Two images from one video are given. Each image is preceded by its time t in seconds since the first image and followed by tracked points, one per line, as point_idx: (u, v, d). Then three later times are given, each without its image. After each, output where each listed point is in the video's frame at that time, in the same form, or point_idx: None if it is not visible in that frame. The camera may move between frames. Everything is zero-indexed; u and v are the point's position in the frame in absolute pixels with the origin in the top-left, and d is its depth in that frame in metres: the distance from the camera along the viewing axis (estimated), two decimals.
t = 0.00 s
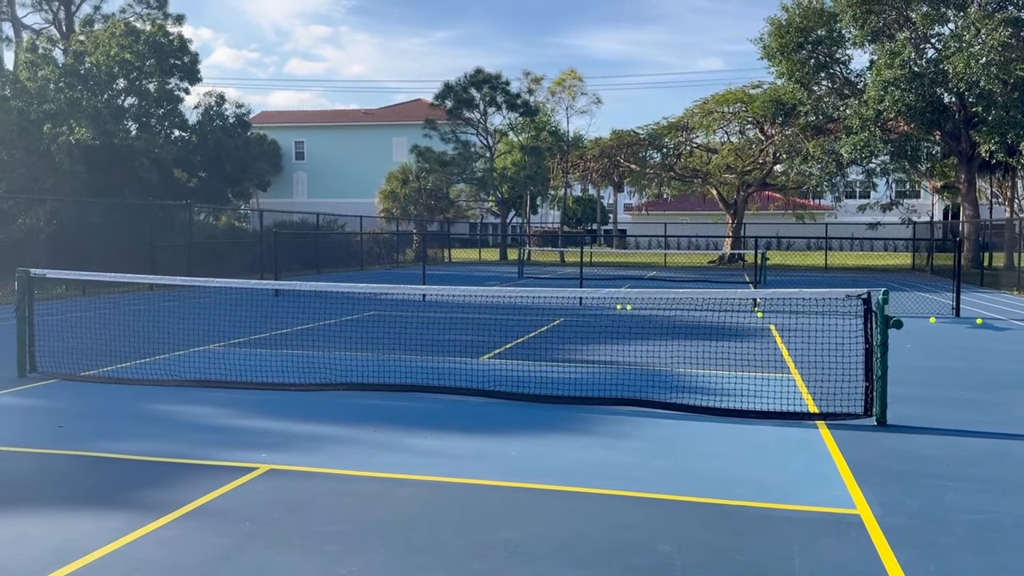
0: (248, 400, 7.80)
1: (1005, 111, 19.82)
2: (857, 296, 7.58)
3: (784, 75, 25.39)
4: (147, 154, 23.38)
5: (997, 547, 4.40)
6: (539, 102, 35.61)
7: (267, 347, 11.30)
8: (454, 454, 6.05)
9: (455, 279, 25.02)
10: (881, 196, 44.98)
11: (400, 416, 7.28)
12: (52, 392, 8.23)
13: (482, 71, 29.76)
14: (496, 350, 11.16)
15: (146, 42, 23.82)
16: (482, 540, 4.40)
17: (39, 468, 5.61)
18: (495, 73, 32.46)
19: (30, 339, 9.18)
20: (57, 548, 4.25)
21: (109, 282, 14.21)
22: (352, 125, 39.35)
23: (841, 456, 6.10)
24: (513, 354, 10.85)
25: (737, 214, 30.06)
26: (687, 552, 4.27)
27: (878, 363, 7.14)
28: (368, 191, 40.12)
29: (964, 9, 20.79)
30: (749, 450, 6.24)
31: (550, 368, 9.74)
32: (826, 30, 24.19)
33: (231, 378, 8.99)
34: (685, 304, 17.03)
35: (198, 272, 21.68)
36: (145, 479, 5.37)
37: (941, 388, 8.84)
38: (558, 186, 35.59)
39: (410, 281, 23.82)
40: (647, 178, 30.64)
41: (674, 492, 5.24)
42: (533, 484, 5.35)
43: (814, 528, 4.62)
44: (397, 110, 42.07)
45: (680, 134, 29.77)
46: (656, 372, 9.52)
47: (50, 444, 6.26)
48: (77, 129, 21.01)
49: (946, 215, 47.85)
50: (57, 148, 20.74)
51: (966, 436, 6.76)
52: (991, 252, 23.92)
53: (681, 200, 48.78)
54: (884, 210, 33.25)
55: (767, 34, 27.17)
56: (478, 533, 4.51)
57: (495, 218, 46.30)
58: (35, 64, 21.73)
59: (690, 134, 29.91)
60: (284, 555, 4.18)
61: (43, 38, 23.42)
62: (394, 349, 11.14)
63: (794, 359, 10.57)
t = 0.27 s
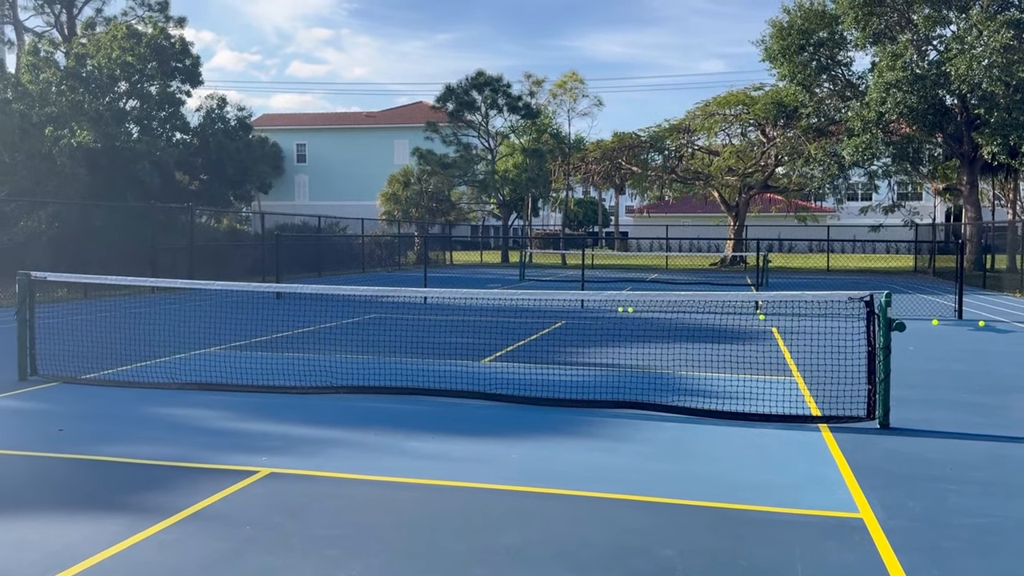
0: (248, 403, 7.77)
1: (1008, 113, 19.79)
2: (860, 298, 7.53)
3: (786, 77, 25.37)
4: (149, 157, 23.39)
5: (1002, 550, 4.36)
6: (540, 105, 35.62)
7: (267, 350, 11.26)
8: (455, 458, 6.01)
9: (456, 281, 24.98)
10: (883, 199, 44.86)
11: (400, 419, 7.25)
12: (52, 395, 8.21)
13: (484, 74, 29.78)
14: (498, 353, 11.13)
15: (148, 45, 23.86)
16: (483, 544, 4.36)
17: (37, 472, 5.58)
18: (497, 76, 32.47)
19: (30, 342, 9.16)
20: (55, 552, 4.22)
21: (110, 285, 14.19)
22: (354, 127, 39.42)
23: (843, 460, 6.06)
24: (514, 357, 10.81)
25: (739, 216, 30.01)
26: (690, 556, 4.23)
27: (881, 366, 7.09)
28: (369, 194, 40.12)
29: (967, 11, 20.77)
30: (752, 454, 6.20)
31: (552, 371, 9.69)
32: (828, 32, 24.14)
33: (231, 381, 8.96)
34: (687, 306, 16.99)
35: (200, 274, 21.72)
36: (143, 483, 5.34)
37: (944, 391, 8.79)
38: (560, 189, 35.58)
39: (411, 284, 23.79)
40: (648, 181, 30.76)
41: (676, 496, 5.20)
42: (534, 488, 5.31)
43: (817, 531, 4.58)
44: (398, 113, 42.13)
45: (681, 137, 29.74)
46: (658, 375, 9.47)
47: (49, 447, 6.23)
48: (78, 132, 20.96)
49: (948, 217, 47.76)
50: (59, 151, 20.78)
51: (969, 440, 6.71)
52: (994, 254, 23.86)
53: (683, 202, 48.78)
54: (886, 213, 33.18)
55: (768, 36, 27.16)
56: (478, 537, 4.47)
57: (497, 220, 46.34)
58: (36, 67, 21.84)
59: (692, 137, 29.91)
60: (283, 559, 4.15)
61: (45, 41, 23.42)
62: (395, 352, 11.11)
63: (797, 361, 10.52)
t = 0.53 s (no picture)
0: (252, 403, 7.80)
1: (1008, 113, 19.85)
2: (861, 298, 7.56)
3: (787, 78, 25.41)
4: (151, 157, 23.57)
5: (1002, 549, 4.40)
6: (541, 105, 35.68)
7: (270, 350, 11.30)
8: (459, 457, 6.05)
9: (458, 282, 25.04)
10: (884, 199, 44.90)
11: (403, 418, 7.29)
12: (56, 395, 8.24)
13: (484, 74, 29.83)
14: (500, 353, 11.16)
15: (150, 46, 23.78)
16: (488, 544, 4.40)
17: (43, 472, 5.62)
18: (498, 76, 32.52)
19: (35, 342, 9.19)
20: (63, 551, 4.25)
21: (113, 285, 14.23)
22: (355, 128, 39.52)
23: (845, 459, 6.09)
24: (517, 357, 10.84)
25: (740, 216, 30.05)
26: (693, 555, 4.27)
27: (883, 366, 7.12)
28: (370, 194, 40.18)
29: (967, 11, 20.80)
30: (754, 453, 6.23)
31: (554, 371, 9.72)
32: (829, 32, 24.14)
33: (234, 381, 9.00)
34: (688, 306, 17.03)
35: (202, 274, 21.80)
36: (150, 482, 5.38)
37: (946, 390, 8.82)
38: (561, 189, 35.64)
39: (412, 284, 23.83)
40: (649, 181, 30.69)
41: (678, 495, 5.23)
42: (538, 487, 5.35)
43: (819, 531, 4.62)
44: (399, 113, 42.19)
45: (682, 137, 29.80)
46: (661, 375, 9.50)
47: (55, 447, 6.27)
48: (80, 132, 21.05)
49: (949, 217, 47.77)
50: (61, 152, 20.84)
51: (970, 439, 6.74)
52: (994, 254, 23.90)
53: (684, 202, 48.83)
54: (886, 213, 33.22)
55: (769, 36, 27.18)
56: (482, 536, 4.51)
57: (498, 221, 46.41)
58: (38, 68, 21.88)
59: (692, 137, 29.96)
60: (290, 558, 4.19)
61: (46, 42, 23.47)
62: (397, 352, 11.14)
63: (799, 361, 10.55)
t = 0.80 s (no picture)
0: (251, 405, 7.78)
1: (1009, 115, 19.84)
2: (861, 300, 7.53)
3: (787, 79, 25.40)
4: (151, 160, 23.58)
5: (1003, 552, 4.38)
6: (541, 107, 35.68)
7: (269, 351, 11.28)
8: (458, 459, 6.03)
9: (458, 284, 25.02)
10: (885, 201, 44.90)
11: (402, 420, 7.26)
12: (55, 397, 8.22)
13: (484, 76, 29.82)
14: (500, 354, 11.13)
15: (151, 48, 23.58)
16: (487, 546, 4.38)
17: (40, 473, 5.59)
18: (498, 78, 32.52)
19: (34, 344, 9.17)
20: (60, 553, 4.23)
21: (112, 287, 14.21)
22: (355, 129, 39.49)
23: (845, 461, 6.07)
24: (516, 359, 10.82)
25: (740, 218, 30.04)
26: (693, 557, 4.25)
27: (883, 367, 7.10)
28: (371, 196, 40.18)
29: (968, 13, 20.78)
30: (754, 455, 6.21)
31: (553, 373, 9.70)
32: (829, 34, 24.12)
33: (233, 383, 8.97)
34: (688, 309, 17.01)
35: (201, 276, 21.77)
36: (148, 484, 5.36)
37: (946, 392, 8.79)
38: (561, 190, 35.64)
39: (412, 286, 23.80)
40: (649, 183, 30.62)
41: (678, 497, 5.21)
42: (538, 489, 5.33)
43: (819, 533, 4.60)
44: (399, 115, 42.18)
45: (682, 139, 29.81)
46: (661, 377, 9.48)
47: (53, 449, 6.24)
48: (80, 135, 21.13)
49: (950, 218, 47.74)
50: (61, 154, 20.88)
51: (971, 441, 6.72)
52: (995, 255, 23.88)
53: (684, 204, 48.81)
54: (887, 215, 33.20)
55: (769, 38, 27.17)
56: (481, 538, 4.49)
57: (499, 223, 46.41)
58: (39, 69, 21.89)
59: (693, 139, 29.97)
60: (288, 560, 4.16)
61: (46, 44, 23.42)
62: (397, 354, 11.12)
63: (799, 363, 10.53)
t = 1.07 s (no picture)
0: (252, 406, 7.77)
1: (1010, 115, 19.84)
2: (861, 301, 7.53)
3: (787, 80, 25.38)
4: (151, 160, 23.58)
5: (1003, 552, 4.38)
6: (542, 108, 35.70)
7: (269, 352, 11.27)
8: (456, 459, 6.03)
9: (458, 285, 25.01)
10: (884, 202, 44.95)
11: (402, 421, 7.26)
12: (54, 398, 8.20)
13: (485, 77, 29.83)
14: (500, 355, 11.13)
15: (151, 48, 23.57)
16: (487, 546, 4.38)
17: (40, 474, 5.58)
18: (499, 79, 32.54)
19: (34, 345, 9.17)
20: (60, 553, 4.23)
21: (111, 288, 14.20)
22: (355, 130, 39.50)
23: (846, 462, 6.07)
24: (517, 359, 10.82)
25: (740, 219, 30.04)
26: (693, 558, 4.25)
27: (883, 368, 7.10)
28: (371, 196, 40.19)
29: (969, 13, 20.79)
30: (756, 456, 6.20)
31: (554, 374, 9.69)
32: (830, 35, 24.13)
33: (234, 383, 8.96)
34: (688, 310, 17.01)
35: (201, 277, 21.77)
36: (146, 485, 5.36)
37: (946, 393, 8.79)
38: (561, 190, 35.65)
39: (412, 287, 23.78)
40: (649, 183, 30.26)
41: (678, 498, 5.21)
42: (537, 489, 5.33)
43: (820, 533, 4.60)
44: (399, 116, 42.18)
45: (682, 139, 29.83)
46: (661, 378, 9.46)
47: (53, 449, 6.24)
48: (80, 135, 21.35)
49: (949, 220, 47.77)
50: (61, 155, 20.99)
51: (971, 442, 6.72)
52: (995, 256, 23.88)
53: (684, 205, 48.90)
54: (887, 216, 33.20)
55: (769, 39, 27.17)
56: (482, 538, 4.49)
57: (499, 224, 46.41)
58: (39, 70, 21.90)
59: (693, 140, 30.00)
60: (288, 561, 4.17)
61: (47, 45, 23.43)
62: (397, 355, 11.12)
63: (799, 364, 10.51)
